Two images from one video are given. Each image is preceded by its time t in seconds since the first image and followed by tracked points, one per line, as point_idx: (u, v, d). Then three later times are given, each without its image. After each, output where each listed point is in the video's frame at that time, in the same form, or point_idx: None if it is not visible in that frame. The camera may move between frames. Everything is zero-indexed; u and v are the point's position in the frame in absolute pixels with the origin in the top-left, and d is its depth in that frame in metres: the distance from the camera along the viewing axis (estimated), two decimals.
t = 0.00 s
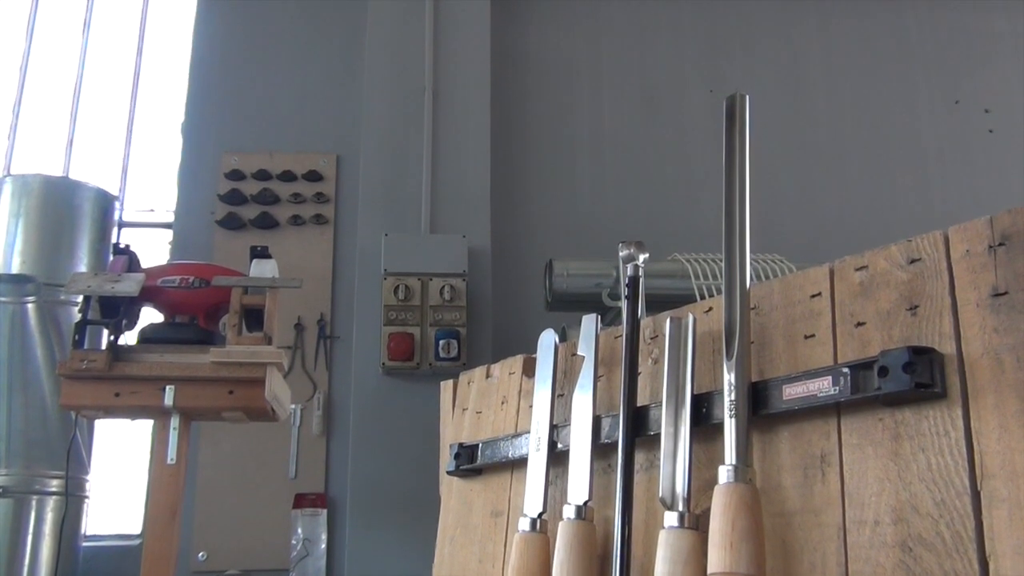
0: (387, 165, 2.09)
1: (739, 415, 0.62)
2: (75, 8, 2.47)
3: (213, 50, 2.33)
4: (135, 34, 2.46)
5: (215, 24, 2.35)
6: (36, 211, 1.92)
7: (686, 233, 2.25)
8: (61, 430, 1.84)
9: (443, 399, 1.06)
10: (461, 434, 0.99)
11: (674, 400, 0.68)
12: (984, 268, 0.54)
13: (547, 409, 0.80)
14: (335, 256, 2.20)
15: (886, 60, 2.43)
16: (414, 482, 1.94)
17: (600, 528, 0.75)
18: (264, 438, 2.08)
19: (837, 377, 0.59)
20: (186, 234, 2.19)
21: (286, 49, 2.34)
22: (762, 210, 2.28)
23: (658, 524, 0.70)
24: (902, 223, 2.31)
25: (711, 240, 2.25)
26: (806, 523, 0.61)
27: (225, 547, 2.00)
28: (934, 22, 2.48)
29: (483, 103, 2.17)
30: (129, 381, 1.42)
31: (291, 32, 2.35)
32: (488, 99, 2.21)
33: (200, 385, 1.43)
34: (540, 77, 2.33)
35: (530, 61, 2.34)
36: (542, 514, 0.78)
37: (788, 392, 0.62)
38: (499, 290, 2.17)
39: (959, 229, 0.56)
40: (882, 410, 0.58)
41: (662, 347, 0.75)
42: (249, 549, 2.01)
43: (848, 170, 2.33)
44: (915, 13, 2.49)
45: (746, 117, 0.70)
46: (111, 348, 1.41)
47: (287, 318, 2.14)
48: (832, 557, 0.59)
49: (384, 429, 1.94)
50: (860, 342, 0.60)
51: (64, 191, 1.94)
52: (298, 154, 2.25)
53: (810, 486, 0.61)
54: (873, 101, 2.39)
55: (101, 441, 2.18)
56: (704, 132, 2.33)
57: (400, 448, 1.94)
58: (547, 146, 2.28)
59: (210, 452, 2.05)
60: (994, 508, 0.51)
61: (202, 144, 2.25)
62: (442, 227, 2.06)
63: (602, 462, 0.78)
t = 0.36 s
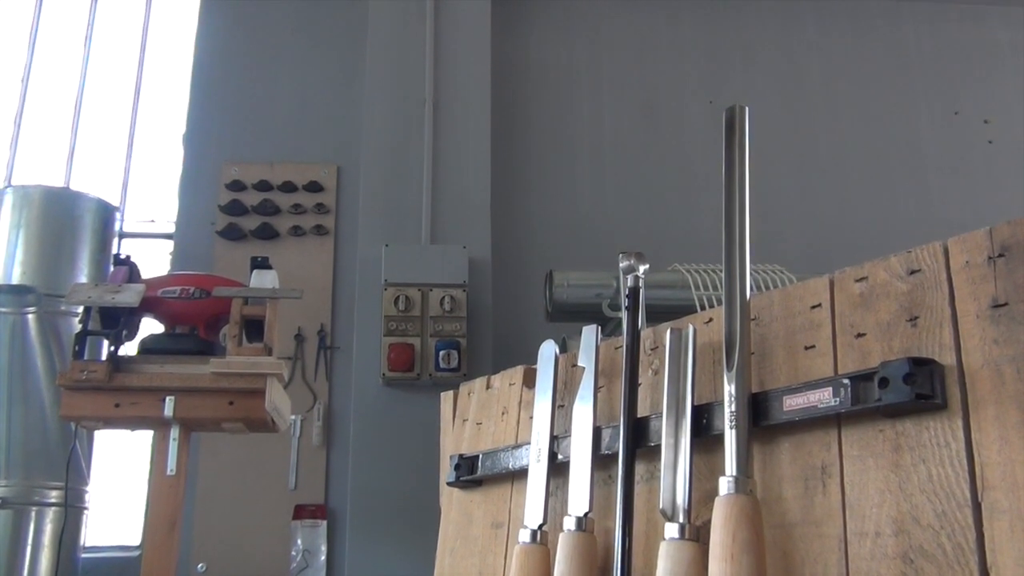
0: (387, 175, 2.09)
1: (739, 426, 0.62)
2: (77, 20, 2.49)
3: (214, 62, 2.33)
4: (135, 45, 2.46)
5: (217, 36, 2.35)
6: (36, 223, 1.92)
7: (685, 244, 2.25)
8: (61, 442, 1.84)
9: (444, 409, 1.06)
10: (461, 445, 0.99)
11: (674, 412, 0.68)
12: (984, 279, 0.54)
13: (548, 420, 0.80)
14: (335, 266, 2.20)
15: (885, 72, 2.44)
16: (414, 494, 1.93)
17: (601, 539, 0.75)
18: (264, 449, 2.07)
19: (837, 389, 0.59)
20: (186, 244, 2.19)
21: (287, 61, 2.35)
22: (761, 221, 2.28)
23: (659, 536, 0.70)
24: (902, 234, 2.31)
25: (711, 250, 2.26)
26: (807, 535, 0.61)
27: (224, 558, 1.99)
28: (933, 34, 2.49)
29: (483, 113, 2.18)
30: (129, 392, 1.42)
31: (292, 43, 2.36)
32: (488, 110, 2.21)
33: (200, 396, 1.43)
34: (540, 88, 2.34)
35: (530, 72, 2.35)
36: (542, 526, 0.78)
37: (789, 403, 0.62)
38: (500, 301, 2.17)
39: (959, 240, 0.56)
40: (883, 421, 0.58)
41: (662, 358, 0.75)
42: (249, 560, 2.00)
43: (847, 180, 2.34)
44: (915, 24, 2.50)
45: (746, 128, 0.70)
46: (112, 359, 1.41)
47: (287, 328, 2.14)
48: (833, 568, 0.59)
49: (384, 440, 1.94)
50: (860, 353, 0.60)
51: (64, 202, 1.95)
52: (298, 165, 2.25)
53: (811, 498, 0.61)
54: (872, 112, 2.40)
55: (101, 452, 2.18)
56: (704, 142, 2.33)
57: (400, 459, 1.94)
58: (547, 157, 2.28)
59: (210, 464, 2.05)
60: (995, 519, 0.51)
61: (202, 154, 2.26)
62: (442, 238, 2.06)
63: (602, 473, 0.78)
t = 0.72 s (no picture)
0: (387, 180, 2.09)
1: (739, 430, 0.62)
2: (78, 25, 2.49)
3: (215, 67, 2.34)
4: (136, 50, 2.46)
5: (218, 41, 2.36)
6: (36, 227, 1.92)
7: (685, 248, 2.25)
8: (60, 447, 1.84)
9: (444, 414, 1.06)
10: (461, 450, 0.99)
11: (674, 416, 0.68)
12: (984, 283, 0.54)
13: (548, 424, 0.80)
14: (335, 271, 2.20)
15: (884, 76, 2.45)
16: (414, 498, 1.93)
17: (600, 544, 0.75)
18: (263, 454, 2.07)
19: (837, 393, 0.59)
20: (186, 249, 2.19)
21: (287, 65, 2.35)
22: (761, 225, 2.28)
23: (659, 540, 0.70)
24: (903, 239, 2.31)
25: (711, 255, 2.26)
26: (807, 539, 0.61)
27: (223, 563, 1.99)
28: (933, 40, 2.50)
29: (483, 118, 2.18)
30: (129, 396, 1.41)
31: (292, 48, 2.37)
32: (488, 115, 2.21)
33: (200, 400, 1.42)
34: (540, 92, 2.34)
35: (530, 77, 2.35)
36: (542, 531, 0.77)
37: (789, 407, 0.62)
38: (499, 305, 2.17)
39: (958, 244, 0.56)
40: (883, 425, 0.58)
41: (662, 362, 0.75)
42: (248, 565, 2.00)
43: (847, 185, 2.34)
44: (914, 30, 2.50)
45: (745, 131, 0.70)
46: (111, 363, 1.41)
47: (286, 333, 2.14)
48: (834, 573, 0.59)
49: (384, 445, 1.94)
50: (860, 358, 0.60)
51: (64, 207, 1.95)
52: (298, 169, 2.25)
53: (811, 502, 0.61)
54: (871, 117, 2.40)
55: (101, 457, 2.17)
56: (703, 147, 2.34)
57: (400, 463, 1.94)
58: (547, 162, 2.28)
59: (209, 468, 2.05)
60: (996, 524, 0.51)
61: (202, 158, 2.26)
62: (442, 243, 2.06)
63: (602, 477, 0.78)
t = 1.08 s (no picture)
0: (387, 181, 2.09)
1: (739, 432, 0.62)
2: (78, 27, 2.49)
3: (215, 68, 2.34)
4: (136, 52, 2.46)
5: (218, 42, 2.36)
6: (36, 229, 1.92)
7: (685, 249, 2.25)
8: (60, 448, 1.83)
9: (443, 416, 1.06)
10: (460, 451, 0.99)
11: (674, 417, 0.68)
12: (984, 284, 0.54)
13: (548, 425, 0.80)
14: (335, 272, 2.20)
15: (884, 77, 2.45)
16: (414, 499, 1.93)
17: (600, 546, 0.75)
18: (263, 455, 2.07)
19: (837, 395, 0.59)
20: (186, 251, 2.19)
21: (287, 67, 2.35)
22: (761, 226, 2.28)
23: (659, 542, 0.70)
24: (903, 240, 2.31)
25: (710, 256, 2.26)
26: (807, 541, 0.61)
27: (223, 565, 1.99)
28: (933, 41, 2.50)
29: (483, 119, 2.18)
30: (128, 398, 1.41)
31: (293, 49, 2.37)
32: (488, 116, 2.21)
33: (200, 402, 1.42)
34: (540, 93, 2.34)
35: (530, 78, 2.35)
36: (542, 532, 0.77)
37: (788, 409, 0.62)
38: (499, 307, 2.17)
39: (958, 245, 0.56)
40: (883, 426, 0.58)
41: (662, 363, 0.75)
42: (248, 567, 1.99)
43: (846, 186, 2.34)
44: (914, 31, 2.50)
45: (745, 132, 0.70)
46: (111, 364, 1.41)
47: (286, 335, 2.13)
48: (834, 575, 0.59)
49: (384, 447, 1.94)
50: (860, 359, 0.60)
51: (64, 208, 1.94)
52: (298, 171, 2.25)
53: (811, 504, 0.61)
54: (871, 118, 2.40)
55: (100, 458, 2.17)
56: (703, 148, 2.34)
57: (400, 464, 1.94)
58: (547, 163, 2.28)
59: (208, 470, 2.05)
60: (996, 525, 0.51)
61: (202, 160, 2.26)
62: (442, 244, 2.06)
63: (602, 479, 0.78)
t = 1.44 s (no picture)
0: (387, 181, 2.09)
1: (739, 432, 0.62)
2: (77, 27, 2.49)
3: (215, 69, 2.34)
4: (136, 52, 2.46)
5: (218, 43, 2.36)
6: (36, 229, 1.92)
7: (685, 249, 2.25)
8: (60, 448, 1.83)
9: (443, 416, 1.06)
10: (460, 451, 0.99)
11: (674, 417, 0.68)
12: (984, 285, 0.54)
13: (547, 425, 0.80)
14: (335, 273, 2.20)
15: (884, 77, 2.45)
16: (413, 499, 1.93)
17: (600, 546, 0.75)
18: (263, 455, 2.07)
19: (837, 395, 0.59)
20: (186, 251, 2.19)
21: (287, 67, 2.35)
22: (761, 226, 2.29)
23: (659, 542, 0.70)
24: (903, 240, 2.31)
25: (710, 256, 2.26)
26: (807, 541, 0.61)
27: (222, 565, 1.99)
28: (933, 41, 2.50)
29: (484, 119, 2.18)
30: (128, 398, 1.41)
31: (293, 50, 2.37)
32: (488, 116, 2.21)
33: (200, 402, 1.42)
34: (540, 93, 2.34)
35: (530, 78, 2.35)
36: (542, 532, 0.77)
37: (788, 409, 0.62)
38: (499, 307, 2.17)
39: (958, 245, 0.56)
40: (883, 426, 0.58)
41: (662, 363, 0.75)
42: (247, 567, 1.99)
43: (846, 186, 2.34)
44: (914, 31, 2.50)
45: (745, 132, 0.70)
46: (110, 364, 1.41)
47: (286, 335, 2.13)
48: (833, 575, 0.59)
49: (384, 447, 1.94)
50: (860, 359, 0.60)
51: (64, 208, 1.94)
52: (298, 171, 2.25)
53: (811, 504, 0.61)
54: (871, 118, 2.40)
55: (100, 458, 2.17)
56: (703, 148, 2.34)
57: (399, 464, 1.94)
58: (547, 163, 2.28)
59: (208, 470, 2.05)
60: (996, 525, 0.51)
61: (202, 160, 2.26)
62: (442, 244, 2.06)
63: (603, 479, 0.78)
